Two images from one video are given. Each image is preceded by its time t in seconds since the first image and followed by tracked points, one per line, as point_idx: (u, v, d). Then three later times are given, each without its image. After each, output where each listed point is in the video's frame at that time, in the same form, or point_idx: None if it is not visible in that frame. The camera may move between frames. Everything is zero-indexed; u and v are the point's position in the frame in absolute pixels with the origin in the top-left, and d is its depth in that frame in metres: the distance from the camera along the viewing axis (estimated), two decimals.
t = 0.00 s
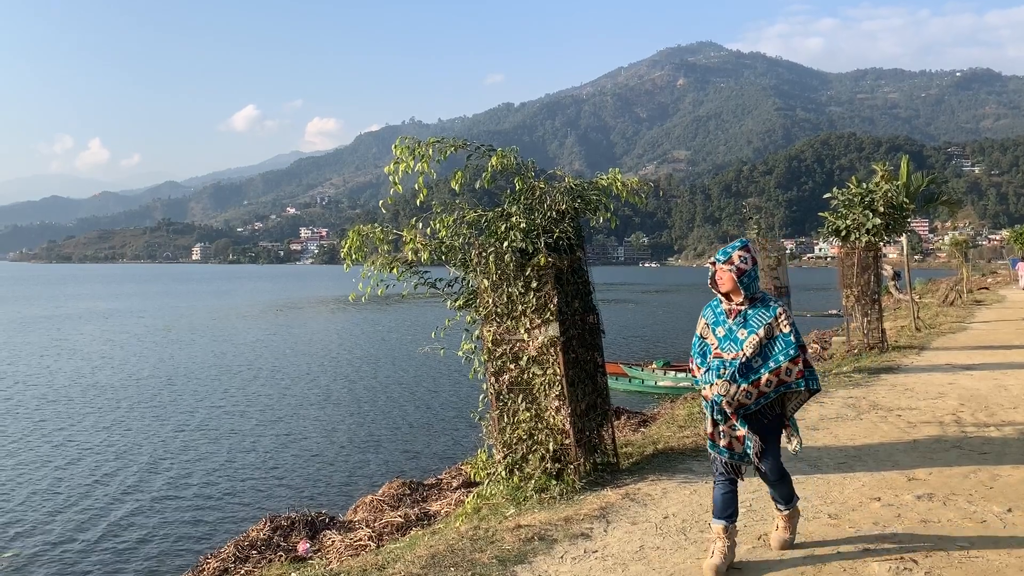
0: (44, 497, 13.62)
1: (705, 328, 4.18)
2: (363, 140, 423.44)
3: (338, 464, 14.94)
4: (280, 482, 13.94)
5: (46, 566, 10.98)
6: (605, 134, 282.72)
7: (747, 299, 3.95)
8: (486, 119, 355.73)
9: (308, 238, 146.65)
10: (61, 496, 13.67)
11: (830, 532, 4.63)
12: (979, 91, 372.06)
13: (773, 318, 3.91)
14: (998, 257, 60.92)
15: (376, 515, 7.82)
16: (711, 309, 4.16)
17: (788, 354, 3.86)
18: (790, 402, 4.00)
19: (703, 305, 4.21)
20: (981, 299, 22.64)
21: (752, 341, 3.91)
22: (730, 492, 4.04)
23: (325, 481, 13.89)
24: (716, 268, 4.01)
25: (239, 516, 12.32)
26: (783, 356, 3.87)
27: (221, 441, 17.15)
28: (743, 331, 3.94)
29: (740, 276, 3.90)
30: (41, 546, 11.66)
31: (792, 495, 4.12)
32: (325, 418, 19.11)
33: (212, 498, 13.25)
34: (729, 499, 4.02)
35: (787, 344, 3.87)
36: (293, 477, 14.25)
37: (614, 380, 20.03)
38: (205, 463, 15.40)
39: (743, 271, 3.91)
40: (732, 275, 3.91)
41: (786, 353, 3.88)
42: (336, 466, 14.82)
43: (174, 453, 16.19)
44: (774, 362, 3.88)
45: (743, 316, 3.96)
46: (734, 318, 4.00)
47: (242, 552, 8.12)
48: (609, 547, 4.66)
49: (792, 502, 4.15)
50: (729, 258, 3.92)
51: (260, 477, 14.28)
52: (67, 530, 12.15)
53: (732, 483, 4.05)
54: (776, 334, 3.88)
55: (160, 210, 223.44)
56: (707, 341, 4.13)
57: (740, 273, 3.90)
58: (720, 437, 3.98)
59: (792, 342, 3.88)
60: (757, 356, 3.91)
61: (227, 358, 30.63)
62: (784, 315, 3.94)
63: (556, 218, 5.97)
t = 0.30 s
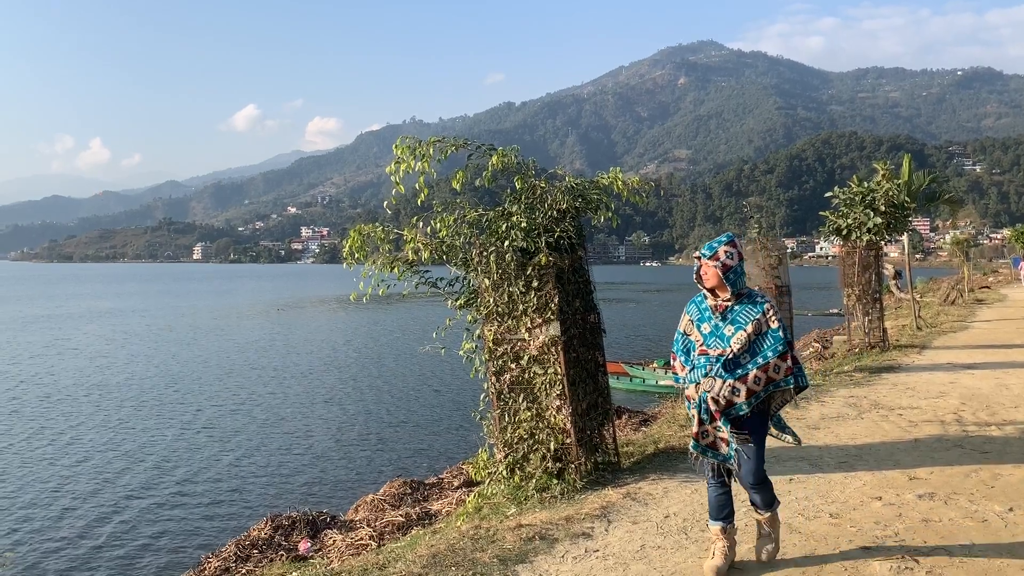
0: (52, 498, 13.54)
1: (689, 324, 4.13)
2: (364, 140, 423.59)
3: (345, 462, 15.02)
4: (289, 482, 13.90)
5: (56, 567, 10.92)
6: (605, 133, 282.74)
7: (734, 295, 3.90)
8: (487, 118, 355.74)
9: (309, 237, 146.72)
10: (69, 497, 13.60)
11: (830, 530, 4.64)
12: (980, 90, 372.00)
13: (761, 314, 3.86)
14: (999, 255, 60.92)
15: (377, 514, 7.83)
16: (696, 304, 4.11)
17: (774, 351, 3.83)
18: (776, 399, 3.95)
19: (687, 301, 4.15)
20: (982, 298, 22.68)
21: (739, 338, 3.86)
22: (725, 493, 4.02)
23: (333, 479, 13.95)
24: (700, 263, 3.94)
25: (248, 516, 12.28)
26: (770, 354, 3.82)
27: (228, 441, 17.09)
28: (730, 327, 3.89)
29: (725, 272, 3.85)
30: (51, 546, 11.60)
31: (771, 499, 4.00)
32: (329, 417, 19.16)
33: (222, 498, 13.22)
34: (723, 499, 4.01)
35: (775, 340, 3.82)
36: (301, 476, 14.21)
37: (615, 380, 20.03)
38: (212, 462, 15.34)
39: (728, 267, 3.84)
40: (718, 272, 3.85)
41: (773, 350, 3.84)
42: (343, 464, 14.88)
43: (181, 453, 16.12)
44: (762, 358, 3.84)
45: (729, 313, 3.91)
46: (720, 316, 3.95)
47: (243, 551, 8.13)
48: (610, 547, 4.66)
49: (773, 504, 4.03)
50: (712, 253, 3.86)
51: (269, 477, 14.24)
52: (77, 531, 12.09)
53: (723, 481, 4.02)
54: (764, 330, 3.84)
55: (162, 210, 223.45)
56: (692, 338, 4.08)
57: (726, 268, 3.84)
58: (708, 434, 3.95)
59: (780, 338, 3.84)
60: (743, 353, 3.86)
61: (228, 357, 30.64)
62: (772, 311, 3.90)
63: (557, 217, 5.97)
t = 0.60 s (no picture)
0: (60, 498, 13.52)
1: (679, 325, 4.12)
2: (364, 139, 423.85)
3: (348, 460, 15.07)
4: (297, 481, 13.88)
5: (67, 566, 10.88)
6: (606, 133, 282.86)
7: (725, 294, 3.88)
8: (487, 117, 355.76)
9: (310, 237, 146.85)
10: (74, 497, 13.57)
11: (830, 529, 4.65)
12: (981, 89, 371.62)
13: (753, 314, 3.84)
14: (1000, 255, 60.88)
15: (377, 513, 7.84)
16: (686, 303, 4.09)
17: (768, 352, 3.84)
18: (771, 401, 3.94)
19: (678, 301, 4.14)
20: (983, 297, 22.71)
21: (731, 338, 3.84)
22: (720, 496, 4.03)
23: (337, 478, 13.98)
24: (691, 261, 3.91)
25: (256, 514, 12.26)
26: (764, 355, 3.84)
27: (233, 440, 17.07)
28: (721, 327, 3.87)
29: (716, 271, 3.81)
30: (61, 547, 11.55)
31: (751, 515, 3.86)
32: (332, 416, 19.18)
33: (230, 497, 13.20)
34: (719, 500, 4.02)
35: (767, 341, 3.84)
36: (309, 475, 14.21)
37: (615, 378, 20.02)
38: (219, 462, 15.32)
39: (719, 266, 3.81)
40: (709, 270, 3.82)
41: (767, 350, 3.85)
42: (346, 463, 14.90)
43: (187, 453, 16.09)
44: (755, 359, 3.85)
45: (720, 313, 3.89)
46: (712, 315, 3.92)
47: (244, 550, 8.13)
48: (611, 546, 4.66)
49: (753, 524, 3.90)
50: (703, 252, 3.84)
51: (276, 476, 14.23)
52: (86, 531, 12.06)
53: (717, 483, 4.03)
54: (757, 329, 3.83)
55: (162, 210, 223.48)
56: (682, 338, 4.09)
57: (717, 267, 3.80)
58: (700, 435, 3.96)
59: (773, 338, 3.83)
60: (736, 354, 3.86)
61: (228, 357, 30.67)
62: (764, 310, 3.89)
63: (558, 216, 5.96)
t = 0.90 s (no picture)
0: (66, 499, 13.41)
1: (670, 329, 4.08)
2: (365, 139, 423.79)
3: (351, 459, 15.08)
4: (305, 481, 13.84)
5: (76, 567, 10.81)
6: (607, 132, 282.58)
7: (717, 300, 3.82)
8: (488, 116, 355.45)
9: (311, 237, 146.82)
10: (75, 496, 13.56)
11: (831, 528, 4.64)
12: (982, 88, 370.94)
13: (745, 320, 3.80)
14: (1001, 254, 60.74)
15: (378, 512, 7.85)
16: (677, 309, 4.05)
17: (761, 359, 3.79)
18: (763, 406, 3.91)
19: (669, 306, 4.10)
20: (985, 297, 22.65)
21: (722, 346, 3.79)
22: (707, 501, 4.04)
23: (340, 477, 13.99)
24: (682, 266, 3.86)
25: (260, 514, 12.24)
26: (756, 362, 3.79)
27: (239, 440, 16.99)
28: (712, 333, 3.82)
29: (707, 275, 3.75)
30: (69, 548, 11.46)
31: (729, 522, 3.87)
32: (335, 415, 19.18)
33: (236, 497, 13.18)
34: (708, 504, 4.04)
35: (759, 348, 3.79)
36: (316, 475, 14.17)
37: (616, 378, 20.02)
38: (226, 462, 15.26)
39: (711, 270, 3.75)
40: (700, 275, 3.76)
41: (758, 358, 3.80)
42: (348, 463, 14.91)
43: (193, 453, 16.01)
44: (746, 367, 3.81)
45: (711, 319, 3.84)
46: (703, 322, 3.87)
47: (244, 550, 8.12)
48: (611, 545, 4.66)
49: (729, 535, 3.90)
50: (693, 260, 3.79)
51: (284, 477, 14.18)
52: (95, 532, 11.96)
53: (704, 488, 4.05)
54: (748, 336, 3.79)
55: (163, 209, 223.45)
56: (672, 344, 4.05)
57: (709, 271, 3.75)
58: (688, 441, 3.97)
59: (766, 346, 3.78)
60: (727, 361, 3.81)
61: (229, 356, 30.61)
62: (756, 317, 3.84)
63: (558, 216, 5.96)
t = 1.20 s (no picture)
0: (72, 499, 13.37)
1: (663, 335, 3.94)
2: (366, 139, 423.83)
3: (353, 459, 15.12)
4: (312, 480, 13.83)
5: (86, 567, 10.79)
6: (607, 132, 282.45)
7: (711, 305, 3.68)
8: (488, 116, 355.32)
9: (311, 237, 146.85)
10: (78, 495, 13.60)
11: (832, 528, 4.64)
12: (983, 88, 370.77)
13: (740, 328, 3.63)
14: (1001, 254, 60.70)
15: (379, 511, 7.87)
16: (671, 313, 3.92)
17: (752, 368, 3.63)
18: (758, 417, 3.76)
19: (664, 310, 3.96)
20: (985, 296, 22.63)
21: (712, 354, 3.65)
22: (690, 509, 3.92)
23: (343, 475, 14.03)
24: (677, 269, 3.74)
25: (260, 513, 12.26)
26: (748, 370, 3.62)
27: (242, 439, 16.96)
28: (704, 340, 3.67)
29: (703, 279, 3.62)
30: (78, 548, 11.43)
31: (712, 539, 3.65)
32: (336, 414, 19.22)
33: (236, 496, 13.16)
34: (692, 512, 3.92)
35: (753, 358, 3.63)
36: (321, 474, 14.16)
37: (616, 377, 20.03)
38: (232, 462, 15.25)
39: (706, 274, 3.62)
40: (696, 279, 3.63)
41: (751, 367, 3.64)
42: (349, 461, 14.94)
43: (198, 453, 15.98)
44: (735, 376, 3.65)
45: (703, 326, 3.70)
46: (695, 328, 3.74)
47: (245, 549, 8.13)
48: (612, 544, 4.67)
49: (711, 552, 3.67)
50: (687, 263, 3.67)
51: (291, 476, 14.17)
52: (104, 531, 11.94)
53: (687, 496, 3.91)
54: (741, 346, 3.62)
55: (163, 209, 223.35)
56: (665, 347, 3.91)
57: (705, 275, 3.62)
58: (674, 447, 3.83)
59: (757, 355, 3.62)
60: (718, 369, 3.66)
61: (230, 356, 30.62)
62: (751, 325, 3.66)
63: (559, 215, 5.95)
